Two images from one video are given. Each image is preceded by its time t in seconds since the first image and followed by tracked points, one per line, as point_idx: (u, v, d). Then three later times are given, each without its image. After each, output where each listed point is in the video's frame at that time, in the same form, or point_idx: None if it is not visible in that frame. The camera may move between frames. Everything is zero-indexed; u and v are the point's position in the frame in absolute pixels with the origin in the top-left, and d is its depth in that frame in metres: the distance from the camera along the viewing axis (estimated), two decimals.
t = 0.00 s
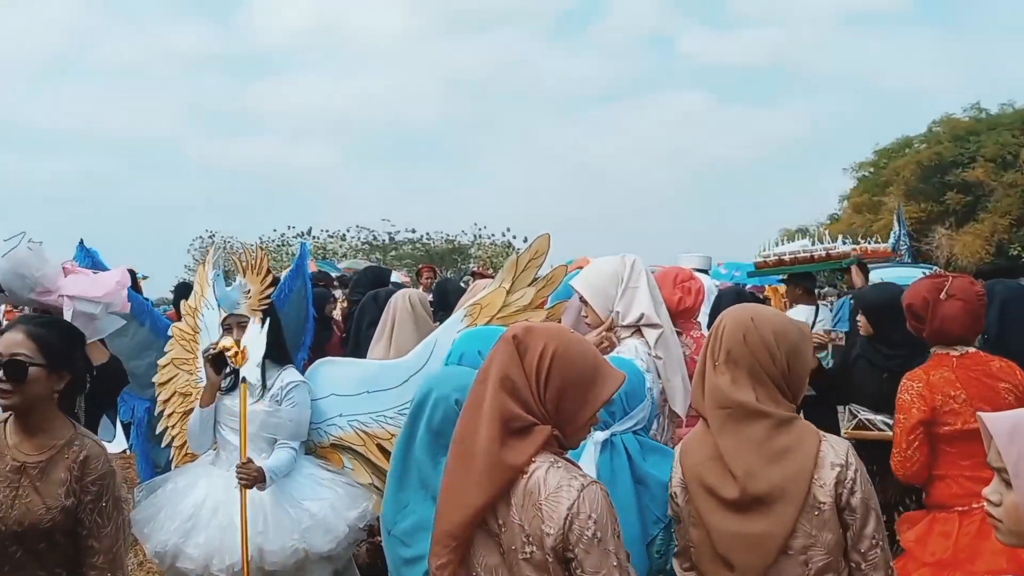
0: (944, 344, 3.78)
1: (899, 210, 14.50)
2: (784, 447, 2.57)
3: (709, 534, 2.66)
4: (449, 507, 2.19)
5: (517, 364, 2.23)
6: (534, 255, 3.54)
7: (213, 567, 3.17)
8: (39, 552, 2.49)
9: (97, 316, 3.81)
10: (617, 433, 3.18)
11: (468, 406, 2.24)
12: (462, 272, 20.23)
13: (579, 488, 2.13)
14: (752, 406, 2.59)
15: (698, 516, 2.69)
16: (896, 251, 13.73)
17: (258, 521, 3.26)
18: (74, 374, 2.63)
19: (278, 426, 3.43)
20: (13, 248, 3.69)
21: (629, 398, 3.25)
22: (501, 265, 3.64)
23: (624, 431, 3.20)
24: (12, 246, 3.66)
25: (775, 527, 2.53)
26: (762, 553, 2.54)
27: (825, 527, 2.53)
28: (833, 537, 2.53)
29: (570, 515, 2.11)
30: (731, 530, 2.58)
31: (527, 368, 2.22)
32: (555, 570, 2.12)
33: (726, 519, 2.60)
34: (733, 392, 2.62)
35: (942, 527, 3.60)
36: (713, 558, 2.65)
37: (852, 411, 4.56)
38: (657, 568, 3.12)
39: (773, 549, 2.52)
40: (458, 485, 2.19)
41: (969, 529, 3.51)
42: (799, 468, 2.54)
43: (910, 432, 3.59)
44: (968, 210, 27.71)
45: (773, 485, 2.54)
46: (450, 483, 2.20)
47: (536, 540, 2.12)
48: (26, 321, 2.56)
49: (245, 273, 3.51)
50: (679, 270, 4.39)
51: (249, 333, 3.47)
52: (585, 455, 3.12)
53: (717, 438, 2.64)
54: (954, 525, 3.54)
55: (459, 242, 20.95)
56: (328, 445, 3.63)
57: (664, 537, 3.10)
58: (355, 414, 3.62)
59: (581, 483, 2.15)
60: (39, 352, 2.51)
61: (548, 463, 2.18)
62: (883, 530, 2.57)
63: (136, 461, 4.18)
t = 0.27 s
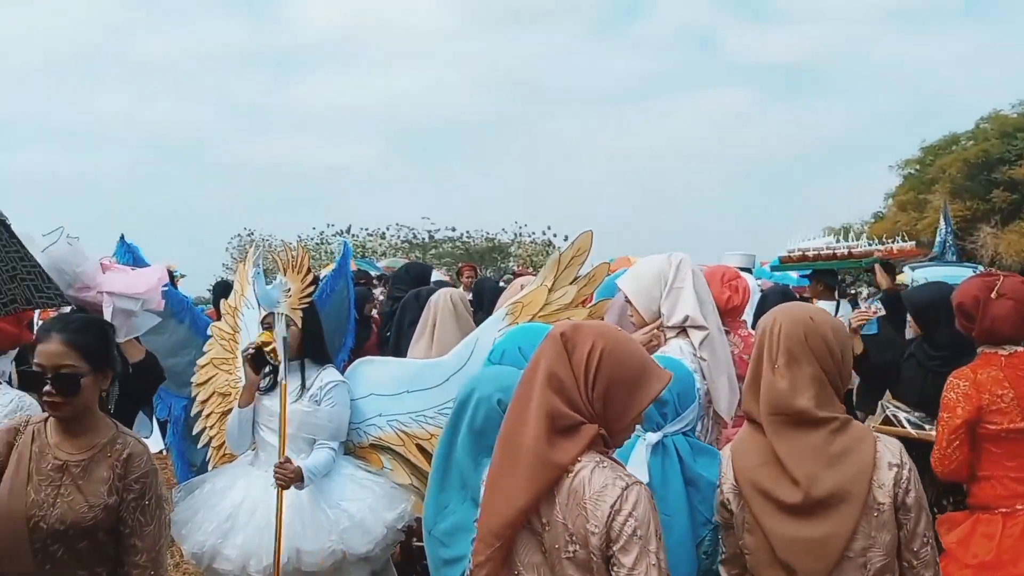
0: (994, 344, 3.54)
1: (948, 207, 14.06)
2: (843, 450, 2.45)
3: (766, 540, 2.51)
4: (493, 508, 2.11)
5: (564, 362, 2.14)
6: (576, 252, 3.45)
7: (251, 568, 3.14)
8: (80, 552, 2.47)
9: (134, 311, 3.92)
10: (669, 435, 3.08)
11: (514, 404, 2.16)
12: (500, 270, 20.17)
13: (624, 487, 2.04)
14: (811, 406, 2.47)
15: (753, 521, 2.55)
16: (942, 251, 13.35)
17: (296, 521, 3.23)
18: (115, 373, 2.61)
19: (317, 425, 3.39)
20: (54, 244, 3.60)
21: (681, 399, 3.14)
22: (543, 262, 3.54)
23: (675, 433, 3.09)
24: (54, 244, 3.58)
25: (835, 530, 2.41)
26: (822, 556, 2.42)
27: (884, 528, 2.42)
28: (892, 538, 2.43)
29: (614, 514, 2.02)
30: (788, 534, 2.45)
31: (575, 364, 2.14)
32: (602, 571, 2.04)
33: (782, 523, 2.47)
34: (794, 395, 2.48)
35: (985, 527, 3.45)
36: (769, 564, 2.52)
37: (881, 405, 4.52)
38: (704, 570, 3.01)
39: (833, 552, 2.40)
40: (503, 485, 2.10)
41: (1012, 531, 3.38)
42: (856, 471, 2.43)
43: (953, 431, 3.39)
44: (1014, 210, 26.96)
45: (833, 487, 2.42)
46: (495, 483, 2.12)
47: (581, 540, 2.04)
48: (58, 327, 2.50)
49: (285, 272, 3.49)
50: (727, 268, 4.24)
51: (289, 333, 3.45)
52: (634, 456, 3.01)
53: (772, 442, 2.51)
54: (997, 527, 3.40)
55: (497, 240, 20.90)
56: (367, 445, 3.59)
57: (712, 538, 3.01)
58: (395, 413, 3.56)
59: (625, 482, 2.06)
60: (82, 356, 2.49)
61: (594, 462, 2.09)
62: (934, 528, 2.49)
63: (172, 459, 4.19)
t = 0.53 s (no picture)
0: None
1: (1000, 201, 13.60)
2: (912, 454, 2.37)
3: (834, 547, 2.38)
4: (559, 526, 1.99)
5: (621, 363, 2.07)
6: (621, 250, 3.40)
7: (293, 563, 3.14)
8: (129, 547, 2.50)
9: (176, 308, 3.87)
10: (719, 433, 3.02)
11: (569, 412, 2.05)
12: (539, 269, 20.11)
13: (672, 486, 2.00)
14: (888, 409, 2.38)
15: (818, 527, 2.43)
16: (994, 248, 12.97)
17: (337, 516, 3.23)
18: (164, 373, 2.64)
19: (360, 422, 3.40)
20: (103, 235, 3.66)
21: (731, 398, 3.08)
22: (587, 260, 3.51)
23: (724, 431, 3.04)
24: (101, 234, 3.66)
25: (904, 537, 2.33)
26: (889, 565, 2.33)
27: (949, 532, 2.35)
28: (956, 543, 2.36)
29: (661, 513, 1.98)
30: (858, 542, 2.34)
31: (630, 366, 2.07)
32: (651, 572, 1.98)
33: (853, 530, 2.35)
34: (867, 402, 2.38)
35: None
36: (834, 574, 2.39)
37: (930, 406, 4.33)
38: (751, 569, 2.91)
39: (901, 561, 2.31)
40: (568, 500, 1.99)
41: None
42: (927, 477, 2.35)
43: (1003, 432, 3.26)
44: None
45: (906, 493, 2.33)
46: (559, 499, 2.00)
47: (627, 538, 1.99)
48: (108, 325, 2.55)
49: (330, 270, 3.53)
50: (775, 266, 4.24)
51: (334, 331, 3.48)
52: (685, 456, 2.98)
53: (845, 450, 2.38)
54: None
55: (536, 238, 20.86)
56: (409, 443, 3.58)
57: (761, 536, 2.92)
58: (437, 412, 3.56)
59: (675, 481, 2.02)
60: (132, 357, 2.53)
61: (646, 461, 2.04)
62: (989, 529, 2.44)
63: (215, 454, 4.25)
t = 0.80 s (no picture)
0: None
1: None
2: (991, 459, 2.32)
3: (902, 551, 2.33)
4: (612, 524, 1.98)
5: (669, 360, 2.05)
6: (666, 245, 3.37)
7: (341, 557, 3.17)
8: (182, 540, 2.55)
9: (217, 305, 3.94)
10: (771, 432, 2.98)
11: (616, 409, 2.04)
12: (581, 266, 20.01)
13: (726, 483, 1.98)
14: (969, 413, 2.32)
15: (886, 530, 2.37)
16: None
17: (383, 511, 3.26)
18: (218, 368, 2.69)
19: (406, 418, 3.43)
20: (142, 233, 3.67)
21: (784, 396, 3.02)
22: (631, 256, 3.50)
23: (776, 430, 3.00)
24: (139, 233, 3.66)
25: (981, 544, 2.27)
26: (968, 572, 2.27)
27: None
28: None
29: (714, 510, 1.95)
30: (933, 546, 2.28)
31: (677, 360, 2.05)
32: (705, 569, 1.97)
33: (928, 535, 2.30)
34: (947, 405, 2.33)
35: None
36: None
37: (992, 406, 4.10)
38: (803, 567, 2.93)
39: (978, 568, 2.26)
40: (619, 497, 1.98)
41: None
42: (1005, 483, 2.30)
43: None
44: None
45: (985, 500, 2.27)
46: (610, 496, 1.99)
47: (679, 535, 1.98)
48: (171, 316, 2.64)
49: (376, 267, 3.57)
50: (826, 262, 4.28)
51: (380, 327, 3.51)
52: (736, 452, 2.95)
53: (925, 454, 2.31)
54: None
55: (578, 235, 20.80)
56: (454, 439, 3.60)
57: (813, 537, 2.91)
58: (481, 408, 3.59)
59: (728, 478, 1.99)
60: (185, 349, 2.59)
61: (696, 457, 2.03)
62: None
63: (265, 449, 4.32)
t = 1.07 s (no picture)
0: None
1: None
2: None
3: (975, 551, 2.27)
4: (670, 519, 1.93)
5: (724, 355, 2.03)
6: (713, 239, 3.32)
7: (388, 549, 3.20)
8: (232, 530, 2.59)
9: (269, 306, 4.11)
10: (828, 429, 2.93)
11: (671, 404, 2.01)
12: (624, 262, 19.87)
13: (785, 475, 1.97)
14: None
15: (959, 531, 2.29)
16: None
17: (430, 503, 3.28)
18: (269, 360, 2.74)
19: (452, 410, 3.45)
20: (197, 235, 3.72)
21: (841, 392, 2.96)
22: (677, 250, 3.46)
23: (832, 427, 2.94)
24: (196, 235, 3.72)
25: None
26: None
27: None
28: None
29: (775, 502, 1.94)
30: (1005, 546, 2.23)
31: (733, 356, 2.03)
32: (766, 564, 1.94)
33: (999, 535, 2.24)
34: None
35: None
36: None
37: None
38: (860, 569, 2.86)
39: None
40: (678, 491, 1.93)
41: None
42: None
43: None
44: None
45: None
46: (668, 491, 1.95)
47: (739, 529, 1.95)
48: (227, 307, 2.71)
49: (422, 261, 3.61)
50: (882, 257, 4.22)
51: (426, 321, 3.55)
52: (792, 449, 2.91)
53: (1003, 454, 2.26)
54: None
55: (621, 231, 20.68)
56: (500, 432, 3.61)
57: (871, 537, 2.84)
58: (527, 402, 3.59)
59: (787, 471, 1.99)
60: (236, 338, 2.64)
61: (754, 451, 2.01)
62: None
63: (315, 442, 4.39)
